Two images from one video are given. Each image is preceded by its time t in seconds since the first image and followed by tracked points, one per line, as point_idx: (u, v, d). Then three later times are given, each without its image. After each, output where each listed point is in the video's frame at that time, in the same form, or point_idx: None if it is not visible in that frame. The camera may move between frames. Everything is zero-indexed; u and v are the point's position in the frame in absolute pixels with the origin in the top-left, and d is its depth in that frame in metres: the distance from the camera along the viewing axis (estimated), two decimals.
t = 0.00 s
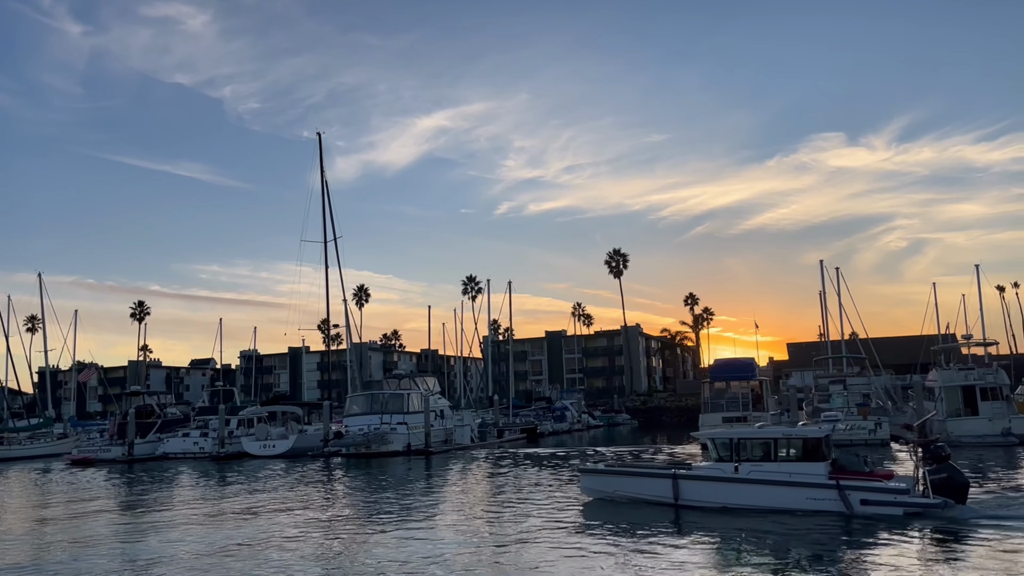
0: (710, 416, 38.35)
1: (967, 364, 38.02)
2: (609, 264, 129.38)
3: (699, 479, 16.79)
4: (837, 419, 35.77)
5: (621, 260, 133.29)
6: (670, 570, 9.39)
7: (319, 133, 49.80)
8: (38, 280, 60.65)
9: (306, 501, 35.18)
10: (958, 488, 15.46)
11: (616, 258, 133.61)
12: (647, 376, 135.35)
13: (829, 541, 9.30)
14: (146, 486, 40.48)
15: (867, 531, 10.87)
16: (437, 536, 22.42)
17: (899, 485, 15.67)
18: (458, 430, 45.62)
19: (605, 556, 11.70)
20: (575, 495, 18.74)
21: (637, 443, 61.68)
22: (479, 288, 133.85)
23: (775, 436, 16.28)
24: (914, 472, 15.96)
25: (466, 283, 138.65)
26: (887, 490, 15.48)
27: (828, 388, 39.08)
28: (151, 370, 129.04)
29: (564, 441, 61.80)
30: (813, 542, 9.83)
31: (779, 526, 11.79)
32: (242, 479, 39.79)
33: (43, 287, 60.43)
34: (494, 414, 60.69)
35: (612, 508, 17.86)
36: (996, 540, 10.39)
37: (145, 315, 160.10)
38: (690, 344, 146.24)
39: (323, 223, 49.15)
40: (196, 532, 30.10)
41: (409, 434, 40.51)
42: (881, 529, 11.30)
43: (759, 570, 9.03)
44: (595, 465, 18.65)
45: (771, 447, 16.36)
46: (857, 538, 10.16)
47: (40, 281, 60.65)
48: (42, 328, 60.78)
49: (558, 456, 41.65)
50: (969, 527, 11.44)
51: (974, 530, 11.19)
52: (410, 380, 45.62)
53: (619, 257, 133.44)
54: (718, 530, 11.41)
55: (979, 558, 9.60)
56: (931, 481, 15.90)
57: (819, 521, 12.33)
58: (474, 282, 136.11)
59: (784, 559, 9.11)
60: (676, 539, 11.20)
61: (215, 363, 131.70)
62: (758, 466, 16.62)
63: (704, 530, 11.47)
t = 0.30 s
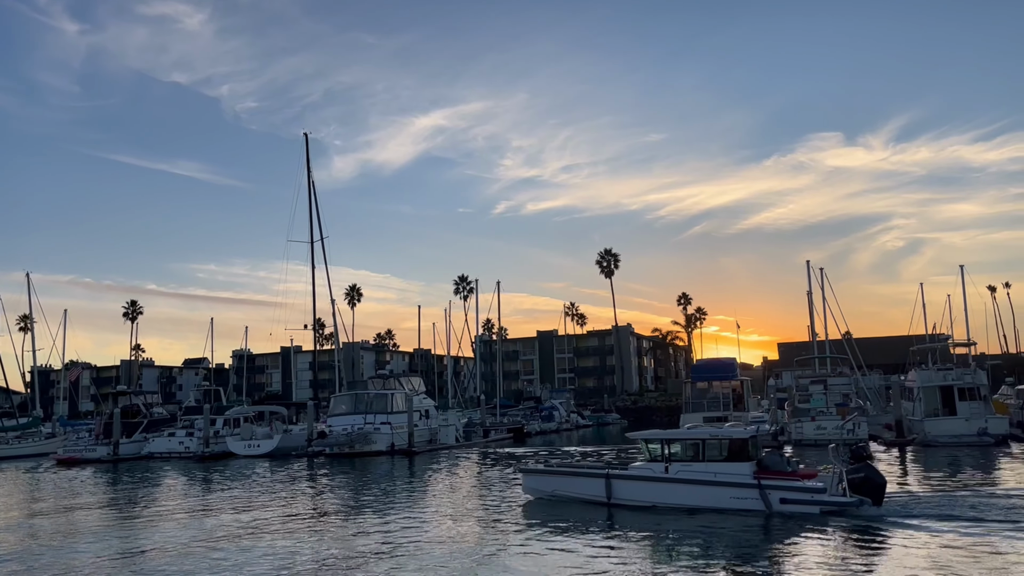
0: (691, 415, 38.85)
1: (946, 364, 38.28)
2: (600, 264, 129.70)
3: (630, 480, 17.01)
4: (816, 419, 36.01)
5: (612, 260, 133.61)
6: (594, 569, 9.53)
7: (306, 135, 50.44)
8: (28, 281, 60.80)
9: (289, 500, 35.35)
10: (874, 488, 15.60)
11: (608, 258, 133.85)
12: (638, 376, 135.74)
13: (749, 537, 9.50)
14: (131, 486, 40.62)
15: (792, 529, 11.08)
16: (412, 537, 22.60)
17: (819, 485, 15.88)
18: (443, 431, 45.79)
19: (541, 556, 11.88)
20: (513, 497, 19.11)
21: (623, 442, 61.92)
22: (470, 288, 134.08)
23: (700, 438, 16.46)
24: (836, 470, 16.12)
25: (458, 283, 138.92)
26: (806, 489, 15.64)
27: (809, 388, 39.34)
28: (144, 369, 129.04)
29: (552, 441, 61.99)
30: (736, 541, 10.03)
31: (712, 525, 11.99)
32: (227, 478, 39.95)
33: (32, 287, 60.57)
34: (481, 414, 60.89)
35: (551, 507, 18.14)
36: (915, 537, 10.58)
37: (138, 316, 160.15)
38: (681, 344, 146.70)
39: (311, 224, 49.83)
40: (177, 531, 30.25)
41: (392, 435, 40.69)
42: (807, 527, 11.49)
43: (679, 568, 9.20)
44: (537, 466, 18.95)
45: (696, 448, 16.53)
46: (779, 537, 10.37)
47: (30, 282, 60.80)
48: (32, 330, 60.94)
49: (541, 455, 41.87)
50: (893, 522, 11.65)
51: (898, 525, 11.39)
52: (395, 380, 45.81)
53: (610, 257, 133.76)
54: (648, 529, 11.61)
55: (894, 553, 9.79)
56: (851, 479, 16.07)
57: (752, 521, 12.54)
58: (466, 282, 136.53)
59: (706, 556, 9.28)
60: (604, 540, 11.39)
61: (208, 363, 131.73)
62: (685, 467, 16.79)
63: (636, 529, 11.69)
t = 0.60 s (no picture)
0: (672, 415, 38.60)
1: (925, 364, 38.57)
2: (591, 264, 129.93)
3: (566, 480, 17.22)
4: (795, 419, 36.28)
5: (603, 260, 133.94)
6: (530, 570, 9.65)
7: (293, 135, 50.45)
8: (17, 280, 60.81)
9: (272, 499, 35.54)
10: (795, 486, 15.92)
11: (599, 258, 134.16)
12: (629, 375, 135.99)
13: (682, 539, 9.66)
14: (115, 485, 40.75)
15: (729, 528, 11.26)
16: (389, 537, 22.76)
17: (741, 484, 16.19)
18: (428, 430, 45.97)
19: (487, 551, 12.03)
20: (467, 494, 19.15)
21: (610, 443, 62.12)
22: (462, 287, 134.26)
23: (631, 438, 16.64)
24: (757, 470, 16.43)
25: (449, 282, 139.03)
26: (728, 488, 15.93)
27: (789, 388, 39.60)
28: (137, 368, 128.91)
29: (540, 441, 62.13)
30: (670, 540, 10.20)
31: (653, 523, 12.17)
32: (211, 478, 40.09)
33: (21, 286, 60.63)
34: (468, 414, 61.05)
35: (491, 505, 18.30)
36: (846, 536, 10.78)
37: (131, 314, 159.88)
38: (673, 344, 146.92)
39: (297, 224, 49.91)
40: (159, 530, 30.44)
41: (376, 434, 40.89)
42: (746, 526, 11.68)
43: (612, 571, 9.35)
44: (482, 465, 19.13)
45: (628, 448, 16.70)
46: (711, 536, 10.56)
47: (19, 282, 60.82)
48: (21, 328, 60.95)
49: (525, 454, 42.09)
50: (831, 522, 11.85)
51: (834, 524, 11.59)
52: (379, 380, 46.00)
53: (601, 257, 134.05)
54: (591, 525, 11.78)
55: (823, 553, 10.04)
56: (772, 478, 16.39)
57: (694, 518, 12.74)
58: (457, 281, 136.52)
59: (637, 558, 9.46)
60: (544, 531, 11.57)
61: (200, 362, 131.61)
62: (616, 466, 17.00)
63: (578, 523, 11.85)
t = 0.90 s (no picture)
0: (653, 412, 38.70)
1: (904, 364, 38.89)
2: (582, 264, 130.28)
3: (503, 479, 17.45)
4: (774, 418, 36.54)
5: (594, 260, 134.32)
6: (472, 571, 9.71)
7: (279, 133, 50.54)
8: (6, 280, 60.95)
9: (255, 498, 35.67)
10: (722, 486, 16.19)
11: (590, 258, 134.55)
12: (620, 375, 136.42)
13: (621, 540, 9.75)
14: (100, 484, 40.85)
15: (673, 526, 11.48)
16: (365, 537, 22.98)
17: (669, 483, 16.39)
18: (412, 430, 46.15)
19: (435, 550, 12.12)
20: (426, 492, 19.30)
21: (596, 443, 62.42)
22: (453, 287, 134.50)
23: (566, 438, 16.94)
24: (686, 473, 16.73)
25: (441, 282, 139.23)
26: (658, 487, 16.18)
27: (770, 389, 39.91)
28: (129, 368, 128.94)
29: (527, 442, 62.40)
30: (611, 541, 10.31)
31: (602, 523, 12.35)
32: (196, 477, 40.21)
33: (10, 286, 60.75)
34: (455, 414, 61.28)
35: (434, 504, 18.46)
36: (786, 535, 10.99)
37: (121, 313, 159.61)
38: (664, 344, 147.32)
39: (284, 223, 50.05)
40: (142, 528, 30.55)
41: (359, 434, 41.04)
42: (690, 524, 11.89)
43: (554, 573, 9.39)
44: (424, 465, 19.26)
45: (565, 447, 16.99)
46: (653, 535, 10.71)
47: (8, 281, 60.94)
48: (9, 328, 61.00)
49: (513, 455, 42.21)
50: (776, 518, 12.17)
51: (777, 523, 11.81)
52: (363, 380, 46.16)
53: (592, 257, 134.45)
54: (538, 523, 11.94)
55: (760, 551, 10.31)
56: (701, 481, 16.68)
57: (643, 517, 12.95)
58: (449, 281, 136.79)
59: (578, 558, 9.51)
60: (490, 530, 11.68)
61: (192, 362, 131.55)
62: (551, 465, 17.27)
63: (526, 520, 12.00)
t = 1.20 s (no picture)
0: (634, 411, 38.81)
1: (883, 365, 39.20)
2: (572, 264, 130.64)
3: (447, 479, 17.63)
4: (753, 418, 36.77)
5: (585, 260, 134.67)
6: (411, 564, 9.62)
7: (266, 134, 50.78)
8: None
9: (238, 498, 35.75)
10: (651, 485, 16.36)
11: (580, 258, 134.95)
12: (611, 375, 136.80)
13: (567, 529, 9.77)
14: (84, 484, 40.96)
15: (617, 522, 11.63)
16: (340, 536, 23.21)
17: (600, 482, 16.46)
18: (397, 429, 46.34)
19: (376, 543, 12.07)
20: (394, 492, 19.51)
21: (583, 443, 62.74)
22: (444, 287, 134.78)
23: (501, 439, 17.13)
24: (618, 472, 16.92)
25: (432, 282, 139.48)
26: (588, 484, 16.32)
27: (750, 389, 40.19)
28: (120, 368, 129.10)
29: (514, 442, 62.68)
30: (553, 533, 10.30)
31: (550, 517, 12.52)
32: (179, 477, 40.32)
33: None
34: (441, 413, 61.53)
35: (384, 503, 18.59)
36: (725, 528, 11.16)
37: (113, 313, 159.98)
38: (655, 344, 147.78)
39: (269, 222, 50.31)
40: (122, 527, 30.68)
41: (342, 433, 41.19)
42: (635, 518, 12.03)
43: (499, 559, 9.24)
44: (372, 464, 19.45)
45: (503, 447, 17.18)
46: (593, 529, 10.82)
47: None
48: None
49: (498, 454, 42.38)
50: (724, 513, 12.40)
51: (719, 513, 12.00)
52: (347, 379, 46.34)
53: (583, 257, 134.87)
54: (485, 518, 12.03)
55: (702, 544, 10.44)
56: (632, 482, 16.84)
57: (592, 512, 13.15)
58: (440, 280, 137.06)
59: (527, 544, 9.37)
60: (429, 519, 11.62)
61: (183, 361, 131.70)
62: (489, 466, 17.43)
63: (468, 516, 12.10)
